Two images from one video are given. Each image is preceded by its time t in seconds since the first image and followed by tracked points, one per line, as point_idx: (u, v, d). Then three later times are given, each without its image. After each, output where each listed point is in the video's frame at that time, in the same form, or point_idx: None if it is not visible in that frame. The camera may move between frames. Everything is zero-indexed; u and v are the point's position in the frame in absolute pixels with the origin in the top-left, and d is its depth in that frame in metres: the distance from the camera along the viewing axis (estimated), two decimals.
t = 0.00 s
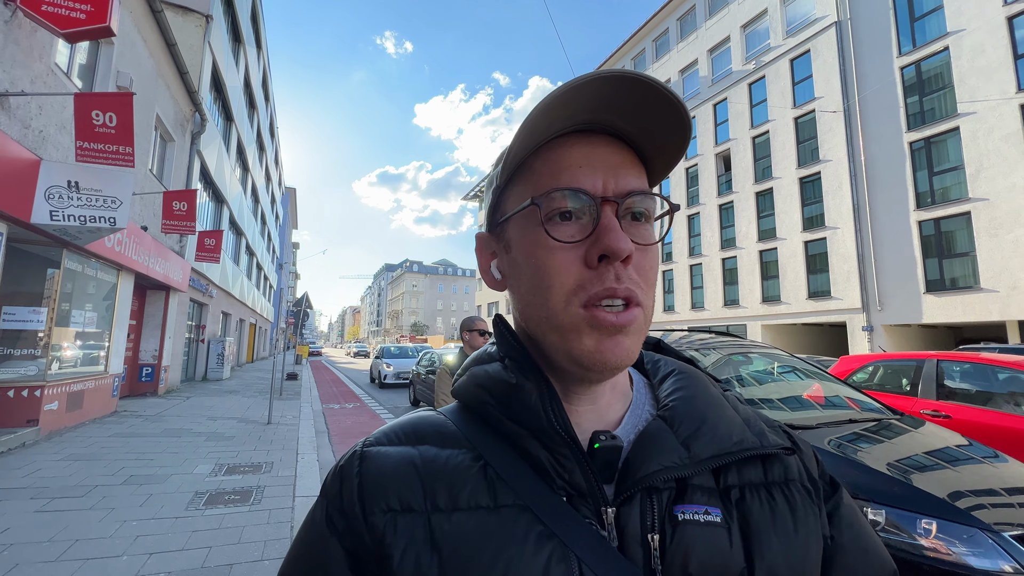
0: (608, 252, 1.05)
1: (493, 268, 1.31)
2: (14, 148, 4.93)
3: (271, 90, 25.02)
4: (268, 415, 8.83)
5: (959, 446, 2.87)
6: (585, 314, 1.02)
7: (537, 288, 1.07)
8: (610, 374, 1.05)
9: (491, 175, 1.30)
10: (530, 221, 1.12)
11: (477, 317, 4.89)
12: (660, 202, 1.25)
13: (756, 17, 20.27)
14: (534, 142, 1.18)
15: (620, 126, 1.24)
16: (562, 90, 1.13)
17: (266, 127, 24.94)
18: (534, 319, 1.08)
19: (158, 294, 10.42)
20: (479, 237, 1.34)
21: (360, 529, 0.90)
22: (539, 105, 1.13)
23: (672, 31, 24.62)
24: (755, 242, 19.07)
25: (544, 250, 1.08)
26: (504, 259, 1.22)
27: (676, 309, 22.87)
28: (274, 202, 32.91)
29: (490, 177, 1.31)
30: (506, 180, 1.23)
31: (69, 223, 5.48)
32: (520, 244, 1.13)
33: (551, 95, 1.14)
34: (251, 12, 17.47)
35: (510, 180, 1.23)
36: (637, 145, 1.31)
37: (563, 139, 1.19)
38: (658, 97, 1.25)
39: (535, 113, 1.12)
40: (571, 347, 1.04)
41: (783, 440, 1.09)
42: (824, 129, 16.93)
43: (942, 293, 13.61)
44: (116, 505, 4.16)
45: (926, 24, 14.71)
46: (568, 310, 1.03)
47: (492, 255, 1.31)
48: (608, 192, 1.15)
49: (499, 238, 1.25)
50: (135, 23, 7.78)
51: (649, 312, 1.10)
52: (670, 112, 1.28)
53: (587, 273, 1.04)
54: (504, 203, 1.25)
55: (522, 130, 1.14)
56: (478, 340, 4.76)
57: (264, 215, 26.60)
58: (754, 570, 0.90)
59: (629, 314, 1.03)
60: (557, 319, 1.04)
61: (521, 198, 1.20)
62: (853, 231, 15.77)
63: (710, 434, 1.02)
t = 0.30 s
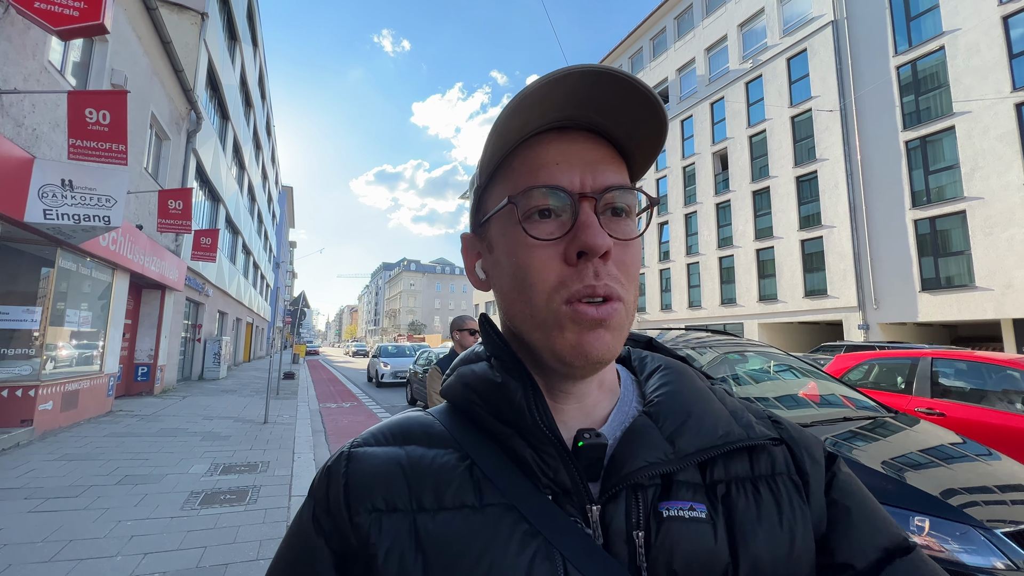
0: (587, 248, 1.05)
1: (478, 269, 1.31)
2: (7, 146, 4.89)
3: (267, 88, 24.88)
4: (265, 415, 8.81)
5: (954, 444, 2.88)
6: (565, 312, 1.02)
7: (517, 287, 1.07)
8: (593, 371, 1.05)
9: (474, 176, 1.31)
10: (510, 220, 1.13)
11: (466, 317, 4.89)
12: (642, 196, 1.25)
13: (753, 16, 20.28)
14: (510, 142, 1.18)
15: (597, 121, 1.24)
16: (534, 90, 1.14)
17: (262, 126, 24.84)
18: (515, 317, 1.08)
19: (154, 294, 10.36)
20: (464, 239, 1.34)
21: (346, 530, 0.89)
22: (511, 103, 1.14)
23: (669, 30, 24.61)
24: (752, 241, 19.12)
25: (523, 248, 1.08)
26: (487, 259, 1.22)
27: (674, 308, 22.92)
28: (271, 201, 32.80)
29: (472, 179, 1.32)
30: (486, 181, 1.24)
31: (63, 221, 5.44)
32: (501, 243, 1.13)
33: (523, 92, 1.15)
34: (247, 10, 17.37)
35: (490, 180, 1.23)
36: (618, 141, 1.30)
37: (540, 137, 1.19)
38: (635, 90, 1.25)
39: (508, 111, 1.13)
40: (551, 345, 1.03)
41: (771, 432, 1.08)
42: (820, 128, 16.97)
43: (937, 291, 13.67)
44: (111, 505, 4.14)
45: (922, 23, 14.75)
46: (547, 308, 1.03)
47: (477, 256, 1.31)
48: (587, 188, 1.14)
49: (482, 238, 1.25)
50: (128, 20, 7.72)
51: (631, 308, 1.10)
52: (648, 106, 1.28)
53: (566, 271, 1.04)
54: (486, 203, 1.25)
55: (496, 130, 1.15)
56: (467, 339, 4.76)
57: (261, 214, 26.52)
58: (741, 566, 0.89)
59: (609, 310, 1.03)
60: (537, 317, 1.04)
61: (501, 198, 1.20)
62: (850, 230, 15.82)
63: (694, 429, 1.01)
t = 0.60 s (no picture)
0: (580, 246, 1.05)
1: (476, 271, 1.31)
2: (4, 144, 4.87)
3: (265, 87, 24.84)
4: (264, 413, 8.82)
5: (952, 442, 2.89)
6: (560, 311, 1.02)
7: (513, 287, 1.08)
8: (592, 370, 1.05)
9: (469, 179, 1.32)
10: (502, 220, 1.13)
11: (463, 316, 4.89)
12: (638, 192, 1.25)
13: (752, 15, 20.29)
14: (499, 143, 1.20)
15: (588, 117, 1.24)
16: (516, 90, 1.15)
17: (260, 125, 24.80)
18: (511, 316, 1.08)
19: (152, 292, 10.35)
20: (463, 241, 1.35)
21: (351, 530, 0.89)
22: (495, 105, 1.15)
23: (668, 29, 24.62)
24: (750, 240, 19.15)
25: (518, 249, 1.08)
26: (484, 260, 1.22)
27: (673, 306, 22.94)
28: (270, 200, 32.73)
29: (468, 182, 1.33)
30: (479, 183, 1.25)
31: (60, 220, 5.42)
32: (496, 244, 1.14)
33: (507, 94, 1.16)
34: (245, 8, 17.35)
35: (484, 183, 1.25)
36: (610, 135, 1.29)
37: (530, 137, 1.19)
38: (622, 83, 1.25)
39: (492, 113, 1.15)
40: (546, 345, 1.04)
41: (775, 433, 1.08)
42: (819, 127, 16.99)
43: (935, 290, 13.69)
44: (110, 503, 4.14)
45: (921, 22, 14.77)
46: (543, 307, 1.03)
47: (475, 257, 1.31)
48: (580, 184, 1.14)
49: (478, 239, 1.26)
50: (127, 18, 7.71)
51: (628, 307, 1.09)
52: (636, 98, 1.27)
53: (560, 270, 1.04)
54: (481, 204, 1.26)
55: (482, 132, 1.18)
56: (464, 338, 4.77)
57: (259, 213, 26.49)
58: (746, 566, 0.90)
59: (605, 308, 1.03)
60: (532, 316, 1.04)
61: (495, 198, 1.21)
62: (848, 229, 15.84)
63: (699, 429, 1.01)
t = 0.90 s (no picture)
0: (597, 243, 1.05)
1: (489, 264, 1.31)
2: (5, 143, 4.89)
3: (265, 86, 24.84)
4: (265, 412, 8.83)
5: (952, 441, 2.90)
6: (574, 308, 1.03)
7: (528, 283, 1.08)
8: (602, 368, 1.06)
9: (487, 173, 1.32)
10: (520, 217, 1.14)
11: (462, 315, 4.89)
12: (652, 192, 1.25)
13: (752, 13, 20.25)
14: (520, 139, 1.20)
15: (609, 118, 1.24)
16: (542, 86, 1.15)
17: (261, 124, 24.81)
18: (525, 313, 1.09)
19: (153, 292, 10.35)
20: (476, 235, 1.35)
21: (361, 523, 0.90)
22: (521, 100, 1.15)
23: (668, 27, 24.58)
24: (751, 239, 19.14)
25: (533, 245, 1.08)
26: (499, 255, 1.22)
27: (673, 305, 22.94)
28: (270, 200, 32.72)
29: (485, 176, 1.33)
30: (498, 178, 1.25)
31: (61, 220, 5.44)
32: (512, 239, 1.14)
33: (534, 90, 1.16)
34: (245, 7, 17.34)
35: (502, 177, 1.24)
36: (629, 138, 1.30)
37: (552, 134, 1.19)
38: (645, 86, 1.25)
39: (518, 107, 1.15)
40: (561, 341, 1.04)
41: (781, 432, 1.09)
42: (819, 125, 16.96)
43: (936, 288, 13.69)
44: (112, 502, 4.15)
45: (922, 20, 14.73)
46: (559, 303, 1.03)
47: (489, 252, 1.31)
48: (597, 184, 1.15)
49: (494, 234, 1.26)
50: (127, 18, 7.71)
51: (641, 306, 1.10)
52: (657, 101, 1.28)
53: (575, 267, 1.05)
54: (498, 199, 1.26)
55: (506, 126, 1.17)
56: (464, 337, 4.77)
57: (259, 212, 26.49)
58: (751, 562, 0.90)
59: (619, 307, 1.04)
60: (547, 313, 1.05)
61: (512, 194, 1.21)
62: (848, 228, 15.82)
63: (706, 427, 1.02)
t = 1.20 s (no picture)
0: (594, 252, 1.03)
1: (494, 269, 1.29)
2: (7, 144, 4.88)
3: (267, 86, 24.82)
4: (266, 412, 8.83)
5: (955, 441, 2.87)
6: (569, 316, 1.01)
7: (524, 289, 1.06)
8: (600, 379, 1.03)
9: (492, 178, 1.32)
10: (519, 222, 1.12)
11: (463, 316, 4.87)
12: (660, 200, 1.22)
13: (755, 11, 20.17)
14: (523, 143, 1.19)
15: (614, 122, 1.22)
16: (541, 90, 1.15)
17: (262, 123, 24.81)
18: (523, 321, 1.07)
19: (155, 291, 10.36)
20: (482, 240, 1.34)
21: (360, 538, 0.89)
22: (521, 105, 1.15)
23: (670, 25, 24.50)
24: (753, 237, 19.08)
25: (531, 251, 1.07)
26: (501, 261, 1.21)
27: (675, 304, 22.90)
28: (272, 199, 32.75)
29: (491, 180, 1.33)
30: (502, 182, 1.25)
31: (63, 220, 5.43)
32: (512, 245, 1.13)
33: (534, 95, 1.16)
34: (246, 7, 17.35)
35: (506, 182, 1.24)
36: (636, 142, 1.27)
37: (554, 139, 1.18)
38: (650, 90, 1.23)
39: (517, 111, 1.15)
40: (557, 350, 1.02)
41: (792, 444, 1.07)
42: (822, 124, 16.89)
43: (939, 288, 13.63)
44: (113, 502, 4.15)
45: (925, 18, 14.65)
46: (553, 311, 1.02)
47: (494, 257, 1.30)
48: (599, 191, 1.13)
49: (497, 239, 1.25)
50: (128, 18, 7.71)
51: (641, 317, 1.07)
52: (664, 106, 1.25)
53: (571, 275, 1.03)
54: (502, 203, 1.26)
55: (507, 130, 1.18)
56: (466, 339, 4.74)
57: (261, 211, 26.51)
58: None
59: (616, 317, 1.02)
60: (543, 321, 1.03)
61: (514, 198, 1.20)
62: (851, 226, 15.76)
63: (714, 440, 1.00)
